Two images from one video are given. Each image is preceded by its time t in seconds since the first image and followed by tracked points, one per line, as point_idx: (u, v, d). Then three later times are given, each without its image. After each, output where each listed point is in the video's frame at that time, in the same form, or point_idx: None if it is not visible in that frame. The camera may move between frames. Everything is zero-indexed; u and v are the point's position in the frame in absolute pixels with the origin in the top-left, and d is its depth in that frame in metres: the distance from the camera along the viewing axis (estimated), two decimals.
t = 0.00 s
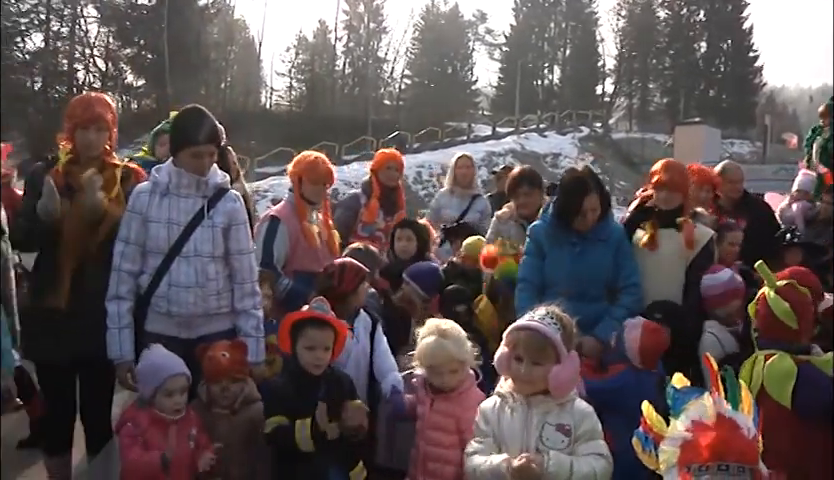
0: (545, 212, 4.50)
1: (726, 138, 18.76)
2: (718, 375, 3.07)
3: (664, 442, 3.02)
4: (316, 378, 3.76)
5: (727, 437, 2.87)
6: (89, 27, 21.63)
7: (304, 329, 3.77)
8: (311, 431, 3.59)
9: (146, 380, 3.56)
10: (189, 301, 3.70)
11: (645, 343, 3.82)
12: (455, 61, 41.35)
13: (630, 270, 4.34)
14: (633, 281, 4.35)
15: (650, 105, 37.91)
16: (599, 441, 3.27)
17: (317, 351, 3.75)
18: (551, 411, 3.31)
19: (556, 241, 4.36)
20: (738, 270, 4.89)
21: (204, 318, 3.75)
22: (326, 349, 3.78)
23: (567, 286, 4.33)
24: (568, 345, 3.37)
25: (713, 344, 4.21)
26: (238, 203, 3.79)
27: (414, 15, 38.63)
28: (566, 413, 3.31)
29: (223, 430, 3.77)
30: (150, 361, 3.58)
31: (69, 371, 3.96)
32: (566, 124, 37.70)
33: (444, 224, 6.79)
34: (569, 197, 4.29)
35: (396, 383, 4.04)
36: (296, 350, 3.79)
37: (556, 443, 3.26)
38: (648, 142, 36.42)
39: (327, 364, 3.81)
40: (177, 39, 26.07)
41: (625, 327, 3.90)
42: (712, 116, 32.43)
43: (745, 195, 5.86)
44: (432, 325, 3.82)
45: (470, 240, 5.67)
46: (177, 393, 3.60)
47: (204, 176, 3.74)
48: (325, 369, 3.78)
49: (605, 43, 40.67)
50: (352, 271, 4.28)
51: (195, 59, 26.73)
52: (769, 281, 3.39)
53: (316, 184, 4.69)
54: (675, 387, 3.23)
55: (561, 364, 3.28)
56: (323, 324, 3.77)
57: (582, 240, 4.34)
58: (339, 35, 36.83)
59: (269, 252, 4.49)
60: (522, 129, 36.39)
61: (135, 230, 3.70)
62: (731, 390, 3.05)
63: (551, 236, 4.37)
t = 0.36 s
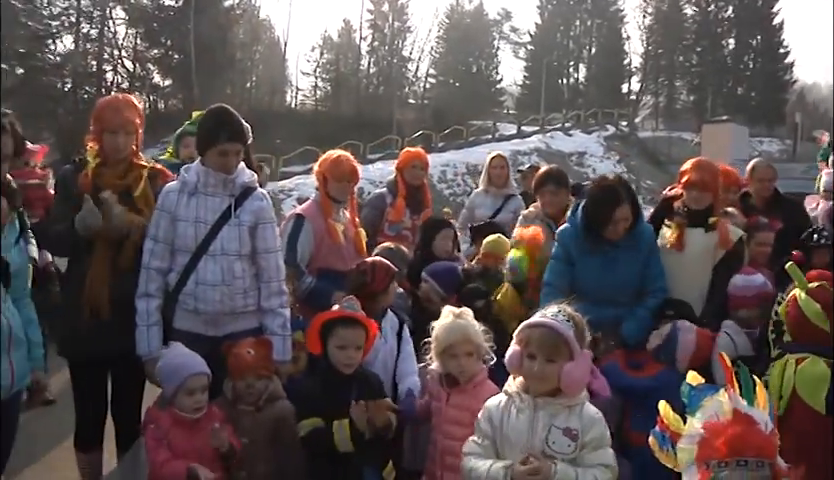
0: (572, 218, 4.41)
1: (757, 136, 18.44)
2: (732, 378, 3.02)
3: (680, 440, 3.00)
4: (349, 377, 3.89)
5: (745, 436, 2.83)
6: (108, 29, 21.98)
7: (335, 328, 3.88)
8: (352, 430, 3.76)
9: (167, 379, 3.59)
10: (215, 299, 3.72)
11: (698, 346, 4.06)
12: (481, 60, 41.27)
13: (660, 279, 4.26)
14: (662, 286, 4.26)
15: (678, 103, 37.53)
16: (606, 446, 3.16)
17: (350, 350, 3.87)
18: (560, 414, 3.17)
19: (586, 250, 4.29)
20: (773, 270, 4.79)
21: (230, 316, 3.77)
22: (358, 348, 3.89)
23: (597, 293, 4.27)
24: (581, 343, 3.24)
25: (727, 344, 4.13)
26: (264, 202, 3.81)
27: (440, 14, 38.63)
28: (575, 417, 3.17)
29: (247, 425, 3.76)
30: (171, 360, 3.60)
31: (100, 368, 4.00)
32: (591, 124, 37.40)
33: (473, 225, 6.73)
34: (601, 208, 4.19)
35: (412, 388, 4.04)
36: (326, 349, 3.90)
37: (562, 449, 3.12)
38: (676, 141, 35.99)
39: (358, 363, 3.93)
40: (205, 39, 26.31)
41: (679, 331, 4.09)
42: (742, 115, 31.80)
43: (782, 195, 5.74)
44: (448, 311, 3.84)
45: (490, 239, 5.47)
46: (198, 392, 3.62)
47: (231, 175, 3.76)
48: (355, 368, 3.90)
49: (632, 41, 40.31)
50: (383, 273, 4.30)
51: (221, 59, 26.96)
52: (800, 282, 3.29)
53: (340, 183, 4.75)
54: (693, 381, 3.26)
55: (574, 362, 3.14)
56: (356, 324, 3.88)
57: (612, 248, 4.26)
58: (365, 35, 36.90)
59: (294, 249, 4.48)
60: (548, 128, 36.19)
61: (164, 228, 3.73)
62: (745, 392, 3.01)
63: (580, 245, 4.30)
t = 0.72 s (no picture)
0: (583, 219, 4.26)
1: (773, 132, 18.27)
2: (707, 376, 3.50)
3: (697, 458, 3.20)
4: (370, 373, 3.86)
5: (750, 427, 3.23)
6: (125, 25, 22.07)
7: (357, 324, 3.87)
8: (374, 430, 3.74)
9: (184, 373, 3.61)
10: (230, 294, 3.73)
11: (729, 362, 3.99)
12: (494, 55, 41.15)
13: (672, 281, 4.18)
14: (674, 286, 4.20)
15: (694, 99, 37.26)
16: (607, 446, 3.13)
17: (370, 347, 3.83)
18: (562, 411, 3.14)
19: (599, 253, 4.17)
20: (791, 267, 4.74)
21: (246, 311, 3.79)
22: (379, 344, 3.86)
23: (609, 296, 4.18)
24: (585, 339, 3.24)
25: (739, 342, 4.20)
26: (280, 197, 3.82)
27: (453, 10, 38.54)
28: (577, 414, 3.14)
29: (260, 420, 3.73)
30: (188, 356, 3.62)
31: (116, 361, 4.03)
32: (606, 119, 37.19)
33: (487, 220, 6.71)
34: (621, 214, 4.02)
35: (427, 374, 4.09)
36: (346, 346, 3.87)
37: (565, 445, 3.09)
38: (691, 137, 35.73)
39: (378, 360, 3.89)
40: (219, 35, 26.37)
41: (715, 343, 4.02)
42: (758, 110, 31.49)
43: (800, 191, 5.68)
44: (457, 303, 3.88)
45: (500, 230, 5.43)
46: (214, 387, 3.64)
47: (247, 170, 3.77)
48: (373, 366, 3.86)
49: (647, 36, 40.04)
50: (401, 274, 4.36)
51: (236, 56, 27.02)
52: (825, 278, 3.15)
53: (344, 172, 4.80)
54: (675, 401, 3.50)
55: (580, 360, 3.12)
56: (376, 320, 3.88)
57: (628, 251, 4.14)
58: (378, 31, 36.86)
59: (308, 244, 4.50)
60: (562, 124, 36.03)
61: (180, 224, 3.75)
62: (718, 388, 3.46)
63: (593, 249, 4.17)
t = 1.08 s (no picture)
0: (583, 213, 4.17)
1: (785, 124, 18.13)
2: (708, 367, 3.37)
3: (707, 451, 3.12)
4: (381, 364, 3.80)
5: (758, 417, 3.17)
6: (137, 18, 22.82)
7: (368, 314, 3.84)
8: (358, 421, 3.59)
9: (193, 363, 3.63)
10: (242, 286, 3.75)
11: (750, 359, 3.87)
12: (505, 46, 41.02)
13: (675, 275, 4.17)
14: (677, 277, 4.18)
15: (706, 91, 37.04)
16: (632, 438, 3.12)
17: (381, 338, 3.79)
18: (584, 405, 3.13)
19: (600, 249, 4.09)
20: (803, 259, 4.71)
21: (257, 303, 3.81)
22: (389, 335, 3.82)
23: (609, 292, 4.11)
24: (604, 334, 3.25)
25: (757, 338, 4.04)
26: (293, 189, 3.82)
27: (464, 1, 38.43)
28: (599, 409, 3.14)
29: (270, 410, 3.77)
30: (196, 345, 3.64)
31: (128, 351, 4.06)
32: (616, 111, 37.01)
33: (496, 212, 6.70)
34: (623, 210, 3.93)
35: (444, 370, 4.12)
36: (357, 337, 3.83)
37: (588, 439, 3.09)
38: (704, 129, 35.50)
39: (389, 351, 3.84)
40: (230, 27, 26.43)
41: (738, 340, 3.91)
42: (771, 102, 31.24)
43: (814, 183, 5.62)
44: (477, 297, 3.86)
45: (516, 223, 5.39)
46: (222, 376, 3.65)
47: (256, 157, 3.80)
48: (384, 357, 3.80)
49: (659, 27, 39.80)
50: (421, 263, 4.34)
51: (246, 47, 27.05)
52: None
53: (364, 164, 4.79)
54: (684, 396, 3.28)
55: (603, 356, 3.15)
56: (387, 310, 3.85)
57: (631, 247, 4.07)
58: (389, 22, 36.79)
59: (318, 233, 4.50)
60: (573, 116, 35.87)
61: (193, 215, 3.76)
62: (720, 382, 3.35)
63: (594, 244, 4.10)
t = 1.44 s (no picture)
0: (590, 210, 4.15)
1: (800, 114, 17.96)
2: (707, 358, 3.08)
3: (701, 441, 2.82)
4: (391, 355, 3.80)
5: (755, 408, 2.85)
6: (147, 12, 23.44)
7: (377, 305, 3.83)
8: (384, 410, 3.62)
9: (207, 353, 3.65)
10: (253, 278, 3.76)
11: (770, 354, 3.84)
12: (517, 39, 40.90)
13: (686, 269, 4.11)
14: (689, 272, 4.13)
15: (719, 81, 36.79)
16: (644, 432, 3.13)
17: (391, 329, 3.78)
18: (605, 399, 3.15)
19: (609, 245, 4.06)
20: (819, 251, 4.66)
21: (268, 295, 3.82)
22: (399, 326, 3.81)
23: (617, 288, 4.06)
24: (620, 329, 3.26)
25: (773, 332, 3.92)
26: (304, 182, 3.81)
27: None
28: (618, 401, 3.17)
29: (282, 402, 3.75)
30: (210, 336, 3.65)
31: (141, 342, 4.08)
32: (629, 103, 36.83)
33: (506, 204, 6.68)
34: (632, 205, 3.92)
35: (473, 367, 4.03)
36: (367, 328, 3.83)
37: (612, 434, 3.10)
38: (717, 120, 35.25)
39: (399, 342, 3.84)
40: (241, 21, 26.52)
41: (757, 337, 3.89)
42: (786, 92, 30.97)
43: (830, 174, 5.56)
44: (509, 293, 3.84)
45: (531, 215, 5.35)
46: (235, 366, 3.65)
47: (266, 151, 3.80)
48: (395, 347, 3.81)
49: (672, 18, 39.54)
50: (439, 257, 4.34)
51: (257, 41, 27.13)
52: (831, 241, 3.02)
53: (377, 157, 4.78)
54: (679, 384, 2.99)
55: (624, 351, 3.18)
56: (398, 303, 3.84)
57: (641, 243, 4.02)
58: (400, 15, 36.78)
59: (331, 227, 4.49)
60: (585, 108, 35.73)
61: (206, 208, 3.78)
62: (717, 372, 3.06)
63: (603, 241, 4.06)
